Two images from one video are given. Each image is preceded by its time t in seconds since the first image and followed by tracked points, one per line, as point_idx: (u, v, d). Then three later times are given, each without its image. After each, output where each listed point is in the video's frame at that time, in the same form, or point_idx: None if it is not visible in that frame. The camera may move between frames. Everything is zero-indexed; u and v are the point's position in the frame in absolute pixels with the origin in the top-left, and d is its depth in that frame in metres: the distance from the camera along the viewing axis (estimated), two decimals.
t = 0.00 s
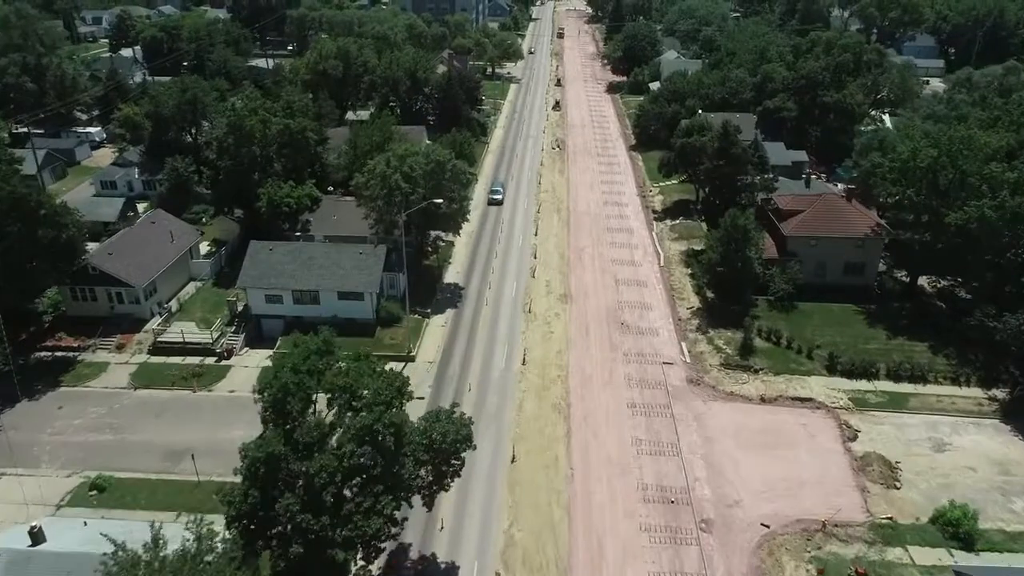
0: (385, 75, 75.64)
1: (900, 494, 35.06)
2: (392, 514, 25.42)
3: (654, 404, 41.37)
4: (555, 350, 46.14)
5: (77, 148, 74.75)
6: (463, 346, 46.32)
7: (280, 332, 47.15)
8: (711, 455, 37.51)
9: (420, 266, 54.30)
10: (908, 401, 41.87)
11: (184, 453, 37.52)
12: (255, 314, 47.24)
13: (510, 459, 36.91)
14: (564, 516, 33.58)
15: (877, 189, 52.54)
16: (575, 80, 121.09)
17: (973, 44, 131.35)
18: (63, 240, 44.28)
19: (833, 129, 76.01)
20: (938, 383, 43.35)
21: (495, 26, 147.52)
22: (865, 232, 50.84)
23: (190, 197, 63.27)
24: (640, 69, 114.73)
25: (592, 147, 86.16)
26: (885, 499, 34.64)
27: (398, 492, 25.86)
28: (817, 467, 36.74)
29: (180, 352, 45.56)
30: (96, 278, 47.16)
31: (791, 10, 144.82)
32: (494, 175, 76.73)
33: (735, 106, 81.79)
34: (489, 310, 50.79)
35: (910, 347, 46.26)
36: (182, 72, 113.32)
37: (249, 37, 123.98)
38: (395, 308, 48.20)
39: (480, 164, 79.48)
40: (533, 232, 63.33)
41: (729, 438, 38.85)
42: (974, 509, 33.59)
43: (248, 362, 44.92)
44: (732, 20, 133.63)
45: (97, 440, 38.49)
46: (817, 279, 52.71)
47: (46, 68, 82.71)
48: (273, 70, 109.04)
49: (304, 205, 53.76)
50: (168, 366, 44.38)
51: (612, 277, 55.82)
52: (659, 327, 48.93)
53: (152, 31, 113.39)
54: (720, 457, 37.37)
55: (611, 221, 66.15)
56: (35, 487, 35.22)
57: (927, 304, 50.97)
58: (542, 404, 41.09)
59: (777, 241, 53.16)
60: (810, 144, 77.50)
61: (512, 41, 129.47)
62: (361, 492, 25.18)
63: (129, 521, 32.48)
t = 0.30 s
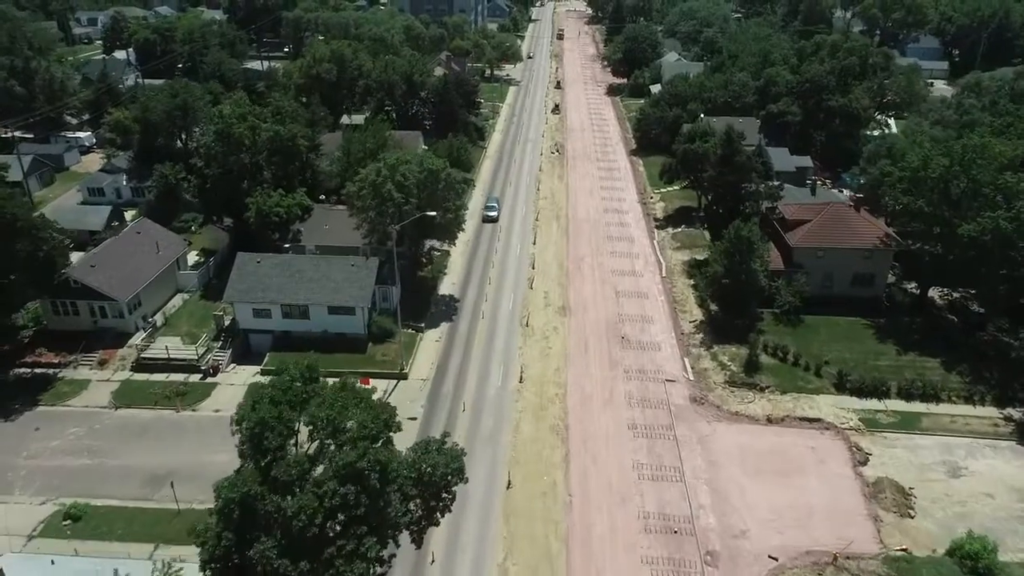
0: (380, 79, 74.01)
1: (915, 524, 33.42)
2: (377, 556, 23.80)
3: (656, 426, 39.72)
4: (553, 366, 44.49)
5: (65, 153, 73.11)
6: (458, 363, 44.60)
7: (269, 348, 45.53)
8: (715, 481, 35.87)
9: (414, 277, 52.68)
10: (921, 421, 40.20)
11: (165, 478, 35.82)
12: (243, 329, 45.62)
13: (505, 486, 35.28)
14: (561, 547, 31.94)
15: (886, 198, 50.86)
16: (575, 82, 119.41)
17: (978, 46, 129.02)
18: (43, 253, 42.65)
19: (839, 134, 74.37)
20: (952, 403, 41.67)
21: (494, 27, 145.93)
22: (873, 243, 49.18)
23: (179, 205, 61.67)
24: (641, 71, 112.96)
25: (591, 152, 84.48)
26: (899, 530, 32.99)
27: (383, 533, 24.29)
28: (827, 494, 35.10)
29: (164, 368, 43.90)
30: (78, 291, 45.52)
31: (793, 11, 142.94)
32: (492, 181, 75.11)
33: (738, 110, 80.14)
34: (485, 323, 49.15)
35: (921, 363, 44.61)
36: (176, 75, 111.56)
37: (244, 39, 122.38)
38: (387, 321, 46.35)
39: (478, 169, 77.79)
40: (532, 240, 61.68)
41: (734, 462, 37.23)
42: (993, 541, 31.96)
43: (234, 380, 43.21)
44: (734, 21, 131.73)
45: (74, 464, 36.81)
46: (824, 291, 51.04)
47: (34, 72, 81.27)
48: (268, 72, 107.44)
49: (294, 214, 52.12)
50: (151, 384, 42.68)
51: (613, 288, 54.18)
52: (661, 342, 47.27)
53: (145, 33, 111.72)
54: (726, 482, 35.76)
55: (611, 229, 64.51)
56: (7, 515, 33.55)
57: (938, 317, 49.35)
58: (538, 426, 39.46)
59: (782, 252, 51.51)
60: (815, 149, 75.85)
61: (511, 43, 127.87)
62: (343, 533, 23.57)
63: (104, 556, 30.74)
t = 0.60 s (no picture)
0: (374, 82, 72.39)
1: (930, 556, 31.71)
2: None
3: (657, 448, 38.01)
4: (550, 384, 42.78)
5: (52, 158, 71.46)
6: (450, 380, 42.90)
7: (255, 364, 43.86)
8: (719, 509, 34.18)
9: (406, 289, 51.00)
10: (933, 443, 38.50)
11: (141, 507, 34.11)
12: (228, 345, 43.97)
13: (498, 515, 33.58)
14: None
15: (894, 208, 49.21)
16: (574, 84, 117.73)
17: (982, 47, 126.87)
18: (19, 267, 40.94)
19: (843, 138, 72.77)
20: (965, 424, 39.95)
21: (492, 29, 144.38)
22: (882, 255, 47.49)
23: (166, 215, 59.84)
24: (641, 73, 111.29)
25: (590, 156, 82.80)
26: (914, 564, 31.26)
27: None
28: (837, 523, 33.39)
29: (145, 387, 42.21)
30: (57, 306, 43.83)
31: (795, 12, 141.15)
32: (488, 187, 73.42)
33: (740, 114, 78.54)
34: (480, 337, 47.46)
35: (932, 381, 42.91)
36: (169, 77, 109.87)
37: (238, 42, 120.86)
38: (377, 337, 44.62)
39: (474, 175, 76.14)
40: (529, 250, 60.00)
41: (739, 488, 35.53)
42: None
43: (218, 399, 41.49)
44: (735, 23, 129.96)
45: (47, 491, 35.11)
46: (830, 303, 49.37)
47: (21, 75, 79.59)
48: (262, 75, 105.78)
49: (282, 224, 50.46)
50: (131, 403, 40.98)
51: (612, 300, 52.51)
52: (662, 358, 45.59)
53: (136, 34, 110.00)
54: (730, 510, 34.06)
55: (611, 237, 62.83)
56: None
57: (949, 331, 47.70)
58: (534, 448, 37.75)
59: (787, 263, 49.83)
60: (818, 154, 74.25)
61: (509, 44, 126.29)
62: None
63: None
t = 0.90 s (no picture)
0: (369, 87, 70.77)
1: None
2: None
3: (659, 474, 36.28)
4: (547, 405, 41.04)
5: (38, 164, 69.80)
6: (444, 399, 41.21)
7: (240, 383, 42.18)
8: (724, 540, 32.45)
9: (400, 302, 49.37)
10: (948, 469, 36.75)
11: (116, 539, 32.43)
12: (212, 363, 42.28)
13: (492, 548, 31.85)
14: None
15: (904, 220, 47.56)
16: (574, 87, 116.13)
17: (987, 49, 123.75)
18: None
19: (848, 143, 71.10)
20: (981, 448, 38.18)
21: (491, 31, 142.79)
22: (892, 267, 45.79)
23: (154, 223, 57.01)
24: (641, 75, 109.48)
25: (590, 161, 81.06)
26: None
27: None
28: (848, 555, 31.68)
29: (125, 408, 40.49)
30: (34, 322, 42.16)
31: (797, 12, 139.17)
32: (486, 193, 71.75)
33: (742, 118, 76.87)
34: (475, 353, 45.76)
35: (945, 401, 41.17)
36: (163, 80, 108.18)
37: (233, 43, 119.24)
38: (368, 354, 42.89)
39: (471, 181, 74.45)
40: (526, 260, 58.33)
41: (745, 516, 33.82)
42: None
43: (201, 420, 39.78)
44: (736, 24, 127.89)
45: (18, 520, 33.42)
46: (838, 317, 47.71)
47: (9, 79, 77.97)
48: (256, 77, 104.15)
49: (271, 235, 48.80)
50: (110, 426, 39.24)
51: (612, 313, 50.83)
52: (664, 376, 43.86)
53: (129, 36, 108.32)
54: (736, 541, 32.37)
55: (610, 247, 61.12)
56: None
57: (960, 347, 46.00)
58: (530, 474, 36.02)
59: (793, 275, 48.16)
60: (823, 159, 72.57)
61: (507, 46, 124.67)
62: None
63: None
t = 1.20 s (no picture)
0: (362, 91, 69.09)
1: None
2: None
3: (661, 502, 34.55)
4: (544, 428, 39.29)
5: (23, 171, 68.05)
6: (436, 421, 39.49)
7: (224, 404, 40.45)
8: None
9: (393, 317, 47.67)
10: (964, 497, 34.98)
11: None
12: (195, 382, 40.55)
13: None
14: None
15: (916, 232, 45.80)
16: (573, 89, 114.39)
17: (992, 51, 122.59)
18: None
19: (854, 149, 69.37)
20: (998, 474, 36.40)
21: (489, 32, 141.10)
22: (902, 281, 44.15)
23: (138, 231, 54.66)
24: (641, 78, 107.68)
25: (589, 167, 79.29)
26: None
27: None
28: None
29: (102, 431, 38.71)
30: (9, 341, 40.43)
31: (799, 14, 137.35)
32: (482, 200, 70.01)
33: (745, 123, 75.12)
34: (469, 371, 44.03)
35: (959, 423, 39.41)
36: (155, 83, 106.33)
37: (228, 46, 117.52)
38: (357, 374, 41.11)
39: (468, 188, 72.70)
40: (523, 271, 56.61)
41: (751, 549, 32.09)
42: None
43: (181, 444, 37.94)
44: (737, 25, 125.98)
45: None
46: (846, 333, 46.00)
47: None
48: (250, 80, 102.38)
49: (258, 247, 47.09)
50: (86, 450, 37.44)
51: (611, 327, 49.10)
52: (665, 396, 42.10)
53: (121, 38, 106.54)
54: None
55: (610, 257, 59.40)
56: None
57: (973, 364, 44.26)
58: (525, 503, 34.28)
59: (800, 289, 46.46)
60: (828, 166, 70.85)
61: (506, 48, 122.95)
62: None
63: None
